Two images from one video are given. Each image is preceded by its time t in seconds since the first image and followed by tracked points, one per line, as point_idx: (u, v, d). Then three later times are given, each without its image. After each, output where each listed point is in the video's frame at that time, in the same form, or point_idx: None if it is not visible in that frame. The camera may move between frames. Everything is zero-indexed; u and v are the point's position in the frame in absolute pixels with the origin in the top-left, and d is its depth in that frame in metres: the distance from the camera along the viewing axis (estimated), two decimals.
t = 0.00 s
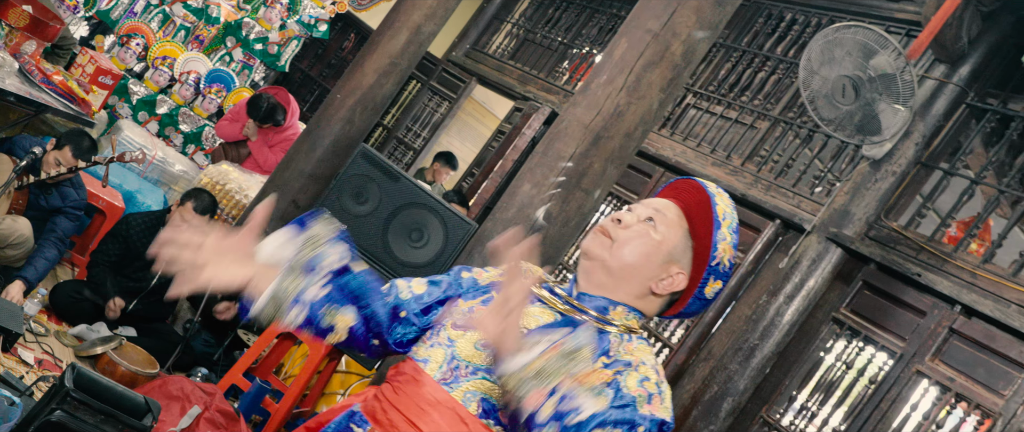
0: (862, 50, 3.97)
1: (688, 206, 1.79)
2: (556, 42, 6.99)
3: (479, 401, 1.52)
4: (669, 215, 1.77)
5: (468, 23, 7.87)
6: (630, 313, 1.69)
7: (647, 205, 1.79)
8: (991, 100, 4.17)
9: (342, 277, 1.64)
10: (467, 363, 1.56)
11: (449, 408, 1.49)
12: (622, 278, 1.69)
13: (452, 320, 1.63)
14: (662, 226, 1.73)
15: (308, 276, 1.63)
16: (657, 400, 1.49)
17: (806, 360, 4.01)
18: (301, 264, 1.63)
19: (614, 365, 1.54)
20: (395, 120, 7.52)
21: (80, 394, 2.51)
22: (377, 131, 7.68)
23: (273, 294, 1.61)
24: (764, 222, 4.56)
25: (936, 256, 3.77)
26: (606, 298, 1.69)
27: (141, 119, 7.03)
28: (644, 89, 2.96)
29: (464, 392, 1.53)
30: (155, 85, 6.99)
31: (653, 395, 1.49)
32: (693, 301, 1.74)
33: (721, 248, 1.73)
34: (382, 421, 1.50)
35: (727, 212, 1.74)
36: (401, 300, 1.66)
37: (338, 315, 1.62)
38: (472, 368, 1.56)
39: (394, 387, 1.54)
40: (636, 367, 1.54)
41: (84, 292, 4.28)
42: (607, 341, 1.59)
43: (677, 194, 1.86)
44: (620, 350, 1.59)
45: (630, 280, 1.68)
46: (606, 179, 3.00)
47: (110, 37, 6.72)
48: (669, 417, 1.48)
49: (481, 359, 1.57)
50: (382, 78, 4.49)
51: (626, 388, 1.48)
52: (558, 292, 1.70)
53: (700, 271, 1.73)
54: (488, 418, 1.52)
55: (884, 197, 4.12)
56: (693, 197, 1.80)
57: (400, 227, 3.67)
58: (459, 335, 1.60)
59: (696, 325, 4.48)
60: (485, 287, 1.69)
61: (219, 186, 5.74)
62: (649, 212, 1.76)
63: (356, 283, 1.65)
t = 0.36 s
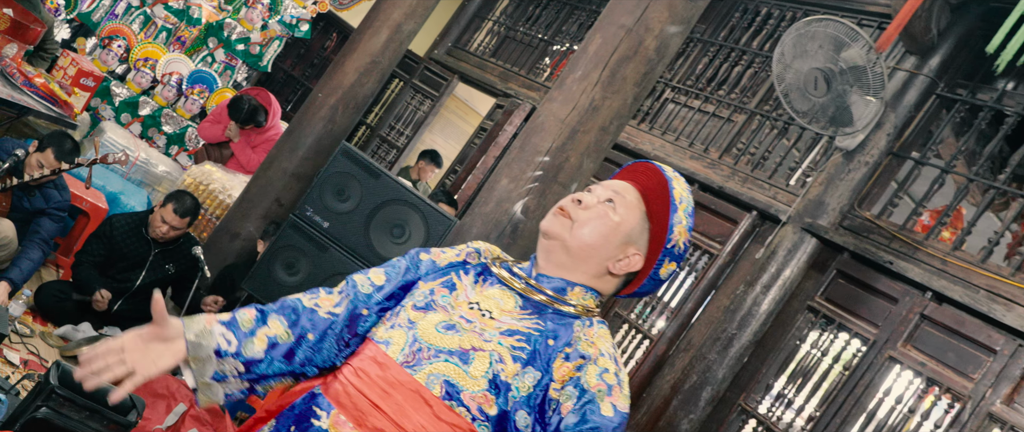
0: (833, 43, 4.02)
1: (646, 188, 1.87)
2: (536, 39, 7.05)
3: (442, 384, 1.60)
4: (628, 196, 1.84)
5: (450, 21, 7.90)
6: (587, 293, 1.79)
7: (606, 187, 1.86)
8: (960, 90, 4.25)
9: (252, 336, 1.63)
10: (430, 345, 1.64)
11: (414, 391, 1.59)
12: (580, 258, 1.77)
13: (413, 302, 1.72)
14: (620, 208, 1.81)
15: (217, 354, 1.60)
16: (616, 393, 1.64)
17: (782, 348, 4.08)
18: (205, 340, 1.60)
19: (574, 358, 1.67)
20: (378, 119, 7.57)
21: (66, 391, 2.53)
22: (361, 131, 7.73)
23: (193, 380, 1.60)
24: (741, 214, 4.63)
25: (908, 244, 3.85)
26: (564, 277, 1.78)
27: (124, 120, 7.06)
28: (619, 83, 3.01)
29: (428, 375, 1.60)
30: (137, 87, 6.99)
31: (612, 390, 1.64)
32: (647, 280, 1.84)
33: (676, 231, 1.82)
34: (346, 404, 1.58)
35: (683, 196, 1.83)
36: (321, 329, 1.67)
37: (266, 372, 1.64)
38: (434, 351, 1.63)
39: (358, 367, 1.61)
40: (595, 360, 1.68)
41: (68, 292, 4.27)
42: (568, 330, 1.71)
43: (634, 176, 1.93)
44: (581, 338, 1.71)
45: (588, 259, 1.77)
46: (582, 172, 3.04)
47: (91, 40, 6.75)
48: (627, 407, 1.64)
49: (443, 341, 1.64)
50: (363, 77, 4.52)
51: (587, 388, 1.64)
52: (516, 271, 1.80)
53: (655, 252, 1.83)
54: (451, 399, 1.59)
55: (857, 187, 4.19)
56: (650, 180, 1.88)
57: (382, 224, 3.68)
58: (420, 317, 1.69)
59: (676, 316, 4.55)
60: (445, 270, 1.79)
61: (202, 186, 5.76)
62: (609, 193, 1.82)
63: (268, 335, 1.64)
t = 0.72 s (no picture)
0: (803, 40, 4.08)
1: (612, 178, 1.91)
2: (517, 40, 7.12)
3: (414, 373, 1.58)
4: (594, 186, 1.89)
5: (431, 23, 7.97)
6: (554, 280, 1.84)
7: (573, 178, 1.91)
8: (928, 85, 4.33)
9: (237, 234, 1.70)
10: (401, 335, 1.62)
11: (385, 379, 1.56)
12: (547, 246, 1.82)
13: (383, 292, 1.70)
14: (587, 198, 1.85)
15: (204, 229, 1.68)
16: (583, 384, 1.67)
17: (758, 340, 4.16)
18: (198, 214, 1.68)
19: (544, 350, 1.69)
20: (361, 121, 7.65)
21: (53, 392, 2.57)
22: (344, 134, 7.82)
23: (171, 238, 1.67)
24: (717, 209, 4.72)
25: (879, 236, 3.92)
26: (532, 266, 1.83)
27: (107, 126, 7.05)
28: (592, 82, 3.06)
29: (400, 364, 1.58)
30: (119, 93, 6.98)
31: (580, 380, 1.67)
32: (613, 268, 1.90)
33: (641, 221, 1.87)
34: (320, 394, 1.57)
35: (648, 187, 1.88)
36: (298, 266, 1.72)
37: (231, 268, 1.70)
38: (405, 341, 1.62)
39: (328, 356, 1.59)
40: (563, 352, 1.69)
41: (53, 296, 4.29)
42: (538, 321, 1.73)
43: (600, 167, 1.97)
44: (550, 329, 1.73)
45: (554, 248, 1.82)
46: (558, 170, 3.11)
47: (74, 46, 6.73)
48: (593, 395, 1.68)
49: (415, 331, 1.63)
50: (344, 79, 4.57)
51: (556, 380, 1.66)
52: (485, 261, 1.81)
53: (621, 241, 1.88)
54: (423, 387, 1.58)
55: (830, 181, 4.27)
56: (616, 170, 1.93)
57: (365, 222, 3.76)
58: (390, 307, 1.67)
59: (656, 310, 4.63)
60: (415, 260, 1.78)
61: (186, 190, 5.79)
62: (576, 184, 1.87)
63: (251, 241, 1.71)
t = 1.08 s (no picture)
0: (771, 42, 4.19)
1: (580, 175, 1.97)
2: (495, 46, 7.22)
3: (402, 369, 1.68)
4: (563, 185, 1.95)
5: (411, 31, 8.05)
6: (532, 277, 1.92)
7: (543, 177, 1.96)
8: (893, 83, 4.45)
9: (309, 182, 1.79)
10: (389, 333, 1.71)
11: (375, 375, 1.66)
12: (522, 247, 1.89)
13: (371, 292, 1.78)
14: (557, 196, 1.91)
15: (299, 155, 1.76)
16: (561, 377, 1.74)
17: (733, 335, 4.26)
18: (304, 140, 1.78)
19: (524, 346, 1.76)
20: (342, 129, 7.87)
21: (41, 396, 2.62)
22: (327, 141, 7.99)
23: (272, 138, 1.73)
24: (692, 208, 4.82)
25: (847, 231, 4.02)
26: (510, 265, 1.90)
27: (88, 138, 7.05)
28: (565, 85, 3.15)
29: (388, 361, 1.68)
30: (101, 104, 7.01)
31: (558, 374, 1.74)
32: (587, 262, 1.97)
33: (611, 216, 1.93)
34: (312, 389, 1.65)
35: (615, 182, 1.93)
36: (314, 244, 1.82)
37: (288, 202, 1.75)
38: (393, 338, 1.71)
39: (319, 352, 1.69)
40: (542, 348, 1.76)
41: (40, 305, 4.28)
42: (518, 318, 1.81)
43: (569, 163, 2.02)
44: (530, 325, 1.80)
45: (530, 248, 1.89)
46: (533, 172, 3.19)
47: (55, 58, 6.73)
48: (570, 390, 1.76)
49: (402, 329, 1.72)
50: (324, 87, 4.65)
51: (535, 374, 1.72)
52: (466, 261, 1.90)
53: (593, 236, 1.95)
54: (410, 382, 1.68)
55: (800, 179, 4.38)
56: (585, 167, 1.98)
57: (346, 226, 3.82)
58: (378, 307, 1.75)
59: (634, 308, 4.73)
60: (401, 261, 1.87)
61: (169, 200, 5.83)
62: (546, 184, 1.93)
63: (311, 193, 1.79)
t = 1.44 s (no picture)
0: (747, 47, 4.29)
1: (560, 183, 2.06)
2: (480, 56, 7.32)
3: (398, 371, 1.72)
4: (545, 194, 2.04)
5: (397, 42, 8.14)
6: (523, 284, 1.99)
7: (526, 189, 2.05)
8: (868, 86, 4.55)
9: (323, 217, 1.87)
10: (386, 338, 1.76)
11: (372, 376, 1.70)
12: (511, 256, 1.97)
13: (370, 300, 1.85)
14: (540, 205, 2.00)
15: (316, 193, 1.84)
16: (551, 376, 1.77)
17: (716, 335, 4.34)
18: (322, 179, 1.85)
19: (515, 347, 1.80)
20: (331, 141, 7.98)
21: (35, 403, 2.66)
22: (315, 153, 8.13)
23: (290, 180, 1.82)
24: (674, 212, 4.91)
25: (825, 232, 4.11)
26: (501, 274, 1.98)
27: (78, 153, 7.04)
28: (546, 92, 3.23)
29: (385, 363, 1.73)
30: (90, 119, 7.01)
31: (548, 373, 1.77)
32: (575, 265, 2.05)
33: (593, 218, 2.02)
34: (314, 390, 1.70)
35: (594, 187, 2.02)
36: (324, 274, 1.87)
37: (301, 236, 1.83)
38: (390, 342, 1.76)
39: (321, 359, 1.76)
40: (532, 348, 1.79)
41: (31, 318, 4.31)
42: (508, 321, 1.84)
43: (549, 175, 2.12)
44: (520, 328, 1.84)
45: (518, 256, 1.97)
46: (517, 177, 3.27)
47: (43, 74, 6.77)
48: (560, 388, 1.78)
49: (398, 333, 1.77)
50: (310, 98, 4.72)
51: (525, 373, 1.76)
52: (460, 272, 1.96)
53: (578, 240, 2.03)
54: (406, 383, 1.72)
55: (778, 182, 4.46)
56: (564, 175, 2.07)
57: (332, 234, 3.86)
58: (376, 313, 1.81)
59: (619, 311, 4.80)
60: (398, 272, 1.92)
61: (159, 212, 5.88)
62: (528, 194, 2.02)
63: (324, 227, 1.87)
